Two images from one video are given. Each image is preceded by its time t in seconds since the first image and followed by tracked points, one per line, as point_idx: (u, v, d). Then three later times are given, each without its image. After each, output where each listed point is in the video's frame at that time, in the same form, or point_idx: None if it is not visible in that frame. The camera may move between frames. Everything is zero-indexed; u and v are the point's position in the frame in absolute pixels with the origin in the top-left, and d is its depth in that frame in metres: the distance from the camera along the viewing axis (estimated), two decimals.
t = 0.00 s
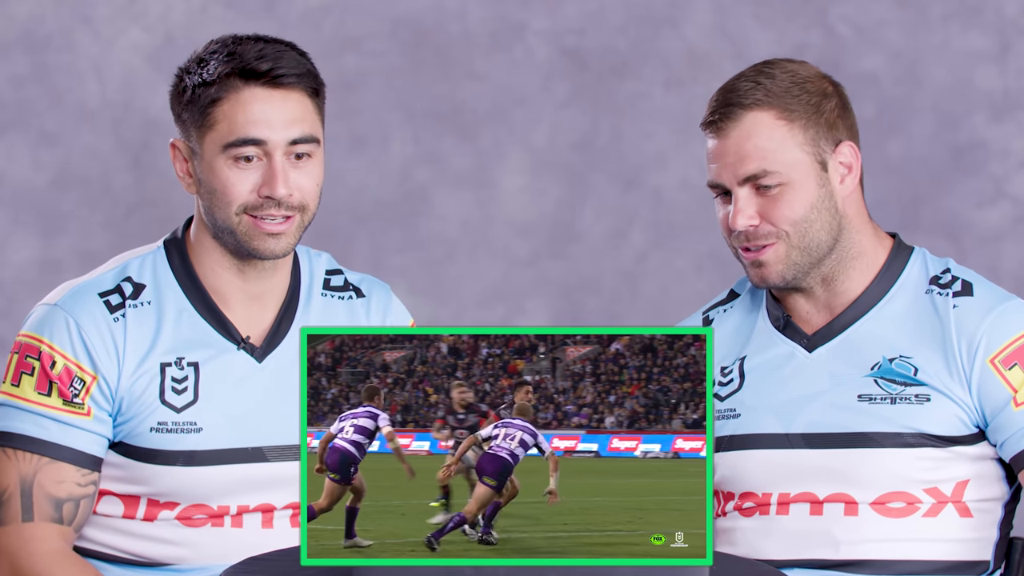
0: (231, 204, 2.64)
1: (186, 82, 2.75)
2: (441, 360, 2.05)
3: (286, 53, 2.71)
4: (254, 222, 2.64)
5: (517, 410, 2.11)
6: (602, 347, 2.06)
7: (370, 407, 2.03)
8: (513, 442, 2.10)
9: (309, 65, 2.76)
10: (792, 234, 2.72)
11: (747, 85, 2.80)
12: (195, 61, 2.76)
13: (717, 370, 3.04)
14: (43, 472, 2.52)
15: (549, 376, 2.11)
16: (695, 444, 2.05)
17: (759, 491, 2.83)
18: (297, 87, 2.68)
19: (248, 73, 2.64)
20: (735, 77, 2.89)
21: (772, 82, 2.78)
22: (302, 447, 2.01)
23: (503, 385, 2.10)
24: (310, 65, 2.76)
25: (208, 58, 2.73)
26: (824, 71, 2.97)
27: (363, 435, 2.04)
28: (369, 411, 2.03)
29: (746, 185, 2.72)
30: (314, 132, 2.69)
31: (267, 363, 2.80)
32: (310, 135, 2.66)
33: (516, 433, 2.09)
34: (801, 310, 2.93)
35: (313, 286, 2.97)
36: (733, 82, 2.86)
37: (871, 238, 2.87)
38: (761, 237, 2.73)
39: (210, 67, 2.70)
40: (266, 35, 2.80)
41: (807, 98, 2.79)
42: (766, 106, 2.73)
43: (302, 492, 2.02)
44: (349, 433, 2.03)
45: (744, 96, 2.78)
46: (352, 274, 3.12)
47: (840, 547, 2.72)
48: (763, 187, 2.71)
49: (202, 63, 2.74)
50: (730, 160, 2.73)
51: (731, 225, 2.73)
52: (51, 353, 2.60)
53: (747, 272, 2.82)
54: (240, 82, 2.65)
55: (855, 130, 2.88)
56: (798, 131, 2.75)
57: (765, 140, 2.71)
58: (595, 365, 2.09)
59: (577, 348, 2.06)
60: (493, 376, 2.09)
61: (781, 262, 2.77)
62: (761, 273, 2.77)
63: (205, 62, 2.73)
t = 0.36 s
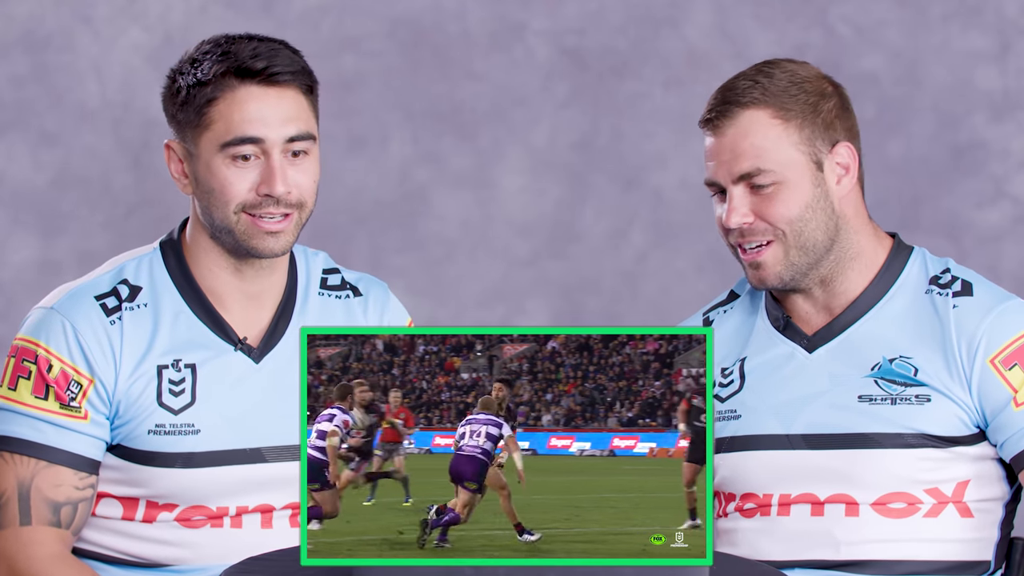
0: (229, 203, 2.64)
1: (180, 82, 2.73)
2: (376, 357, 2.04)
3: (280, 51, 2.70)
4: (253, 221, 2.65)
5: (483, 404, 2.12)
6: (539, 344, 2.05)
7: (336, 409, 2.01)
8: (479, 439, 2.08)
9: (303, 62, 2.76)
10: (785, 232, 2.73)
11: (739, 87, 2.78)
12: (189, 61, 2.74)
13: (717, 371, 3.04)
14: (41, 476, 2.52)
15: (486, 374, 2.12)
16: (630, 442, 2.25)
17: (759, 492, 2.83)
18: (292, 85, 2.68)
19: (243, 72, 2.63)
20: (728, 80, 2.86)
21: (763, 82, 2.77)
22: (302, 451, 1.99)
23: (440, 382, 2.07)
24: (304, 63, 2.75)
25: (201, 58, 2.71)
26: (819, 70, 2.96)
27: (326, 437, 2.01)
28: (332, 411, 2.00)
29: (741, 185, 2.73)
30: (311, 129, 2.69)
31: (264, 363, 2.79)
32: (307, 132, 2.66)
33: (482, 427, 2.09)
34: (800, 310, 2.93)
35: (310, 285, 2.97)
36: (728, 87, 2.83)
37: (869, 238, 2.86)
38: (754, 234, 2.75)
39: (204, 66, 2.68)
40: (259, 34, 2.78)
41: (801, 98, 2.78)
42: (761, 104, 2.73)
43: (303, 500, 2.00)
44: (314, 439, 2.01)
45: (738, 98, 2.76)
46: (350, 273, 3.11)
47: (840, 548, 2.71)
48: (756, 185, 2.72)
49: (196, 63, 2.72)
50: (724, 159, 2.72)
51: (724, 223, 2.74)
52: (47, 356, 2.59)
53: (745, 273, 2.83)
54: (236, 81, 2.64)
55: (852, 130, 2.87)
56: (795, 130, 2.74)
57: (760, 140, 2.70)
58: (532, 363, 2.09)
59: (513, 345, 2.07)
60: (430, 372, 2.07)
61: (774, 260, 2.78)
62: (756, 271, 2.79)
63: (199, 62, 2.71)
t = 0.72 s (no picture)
0: (226, 194, 2.64)
1: (171, 79, 2.73)
2: (323, 356, 1.99)
3: (272, 43, 2.71)
4: (251, 212, 2.64)
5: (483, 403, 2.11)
6: (489, 344, 2.06)
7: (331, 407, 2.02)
8: (457, 435, 2.10)
9: (293, 53, 2.78)
10: (761, 224, 2.81)
11: (744, 80, 2.88)
12: (179, 58, 2.74)
13: (717, 371, 3.04)
14: (39, 477, 2.52)
15: (436, 374, 2.09)
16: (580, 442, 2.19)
17: (759, 492, 2.83)
18: (285, 75, 2.69)
19: (237, 64, 2.64)
20: (737, 75, 2.95)
21: (767, 77, 2.87)
22: (303, 440, 2.00)
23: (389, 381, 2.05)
24: (294, 54, 2.77)
25: (192, 53, 2.72)
26: (829, 63, 2.97)
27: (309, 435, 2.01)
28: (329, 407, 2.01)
29: (723, 174, 2.85)
30: (305, 119, 2.70)
31: (259, 361, 2.79)
32: (302, 122, 2.67)
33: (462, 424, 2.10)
34: (799, 307, 2.95)
35: (304, 282, 2.98)
36: (740, 77, 2.92)
37: (864, 239, 2.86)
38: (733, 224, 2.86)
39: (197, 60, 2.68)
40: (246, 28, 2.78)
41: (801, 95, 2.84)
42: (753, 98, 2.83)
43: (303, 497, 2.00)
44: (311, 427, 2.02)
45: (738, 90, 2.87)
46: (343, 270, 3.12)
47: (841, 548, 2.71)
48: (738, 175, 2.82)
49: (187, 58, 2.71)
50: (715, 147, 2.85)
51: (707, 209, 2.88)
52: (44, 357, 2.59)
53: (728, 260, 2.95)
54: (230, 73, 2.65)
55: (852, 132, 2.87)
56: (781, 126, 2.80)
57: (748, 131, 2.80)
58: (482, 363, 2.08)
59: (464, 345, 2.06)
60: (379, 372, 2.04)
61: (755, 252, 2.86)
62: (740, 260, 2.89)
63: (190, 57, 2.71)
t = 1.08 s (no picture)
0: (204, 189, 2.63)
1: (155, 74, 2.74)
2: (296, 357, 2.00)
3: (253, 40, 2.72)
4: (227, 206, 2.63)
5: (505, 399, 2.06)
6: (460, 345, 2.02)
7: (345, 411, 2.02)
8: (473, 434, 2.08)
9: (276, 49, 2.78)
10: (756, 222, 2.82)
11: (745, 78, 2.88)
12: (163, 53, 2.75)
13: (718, 371, 3.04)
14: (32, 479, 2.52)
15: (407, 374, 2.10)
16: (550, 444, 2.12)
17: (760, 493, 2.83)
18: (265, 69, 2.69)
19: (215, 57, 2.65)
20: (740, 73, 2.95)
21: (767, 76, 2.87)
22: (302, 446, 1.99)
23: (361, 381, 2.03)
24: (276, 49, 2.77)
25: (175, 49, 2.73)
26: (830, 63, 2.96)
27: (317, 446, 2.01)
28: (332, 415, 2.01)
29: (722, 171, 2.86)
30: (285, 114, 2.70)
31: (248, 359, 2.79)
32: (280, 118, 2.67)
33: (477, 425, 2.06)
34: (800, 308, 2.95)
35: (294, 279, 2.97)
36: (741, 75, 2.93)
37: (863, 240, 2.86)
38: (730, 221, 2.87)
39: (178, 54, 2.70)
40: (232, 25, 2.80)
41: (800, 94, 2.84)
42: (751, 96, 2.84)
43: (302, 496, 1.99)
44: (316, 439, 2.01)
45: (737, 88, 2.88)
46: (334, 266, 3.11)
47: (842, 549, 2.71)
48: (734, 173, 2.83)
49: (170, 53, 2.73)
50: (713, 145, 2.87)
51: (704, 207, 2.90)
52: (32, 360, 2.58)
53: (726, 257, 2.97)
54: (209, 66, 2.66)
55: (851, 132, 2.87)
56: (780, 125, 2.80)
57: (746, 129, 2.81)
58: (454, 364, 2.05)
59: (435, 346, 2.04)
60: (350, 372, 2.00)
61: (751, 249, 2.87)
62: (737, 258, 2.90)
63: (173, 53, 2.73)
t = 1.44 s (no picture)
0: (197, 189, 2.64)
1: (143, 75, 2.74)
2: (318, 358, 1.98)
3: (242, 40, 2.73)
4: (221, 205, 2.64)
5: (551, 385, 2.10)
6: (477, 346, 2.04)
7: (390, 414, 2.10)
8: (527, 426, 2.13)
9: (264, 49, 2.79)
10: (754, 222, 2.83)
11: (742, 79, 2.89)
12: (151, 55, 2.75)
13: (717, 372, 3.04)
14: (18, 481, 2.52)
15: (426, 375, 2.10)
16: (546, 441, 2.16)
17: (759, 493, 2.83)
18: (255, 70, 2.69)
19: (206, 59, 2.65)
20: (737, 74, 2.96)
21: (766, 76, 2.87)
22: (302, 443, 1.99)
23: (381, 382, 2.09)
24: (264, 49, 2.77)
25: (163, 49, 2.73)
26: (828, 63, 2.97)
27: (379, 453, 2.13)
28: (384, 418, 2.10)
29: (720, 172, 2.86)
30: (274, 113, 2.70)
31: (241, 357, 2.79)
32: (270, 116, 2.67)
33: (534, 415, 2.12)
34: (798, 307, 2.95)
35: (286, 277, 2.97)
36: (738, 76, 2.92)
37: (861, 240, 2.86)
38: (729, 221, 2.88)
39: (167, 56, 2.69)
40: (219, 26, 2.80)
41: (799, 95, 2.84)
42: (751, 98, 2.84)
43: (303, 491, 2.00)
44: (372, 442, 2.12)
45: (736, 88, 2.88)
46: (327, 264, 3.11)
47: (841, 549, 2.72)
48: (732, 173, 2.83)
49: (158, 55, 2.73)
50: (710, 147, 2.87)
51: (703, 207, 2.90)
52: (20, 365, 2.59)
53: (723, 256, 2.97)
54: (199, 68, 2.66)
55: (850, 133, 2.87)
56: (779, 125, 2.81)
57: (745, 129, 2.81)
58: (472, 365, 2.07)
59: (454, 346, 2.06)
60: (371, 372, 2.07)
61: (749, 250, 2.88)
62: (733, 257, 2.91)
63: (161, 54, 2.72)
